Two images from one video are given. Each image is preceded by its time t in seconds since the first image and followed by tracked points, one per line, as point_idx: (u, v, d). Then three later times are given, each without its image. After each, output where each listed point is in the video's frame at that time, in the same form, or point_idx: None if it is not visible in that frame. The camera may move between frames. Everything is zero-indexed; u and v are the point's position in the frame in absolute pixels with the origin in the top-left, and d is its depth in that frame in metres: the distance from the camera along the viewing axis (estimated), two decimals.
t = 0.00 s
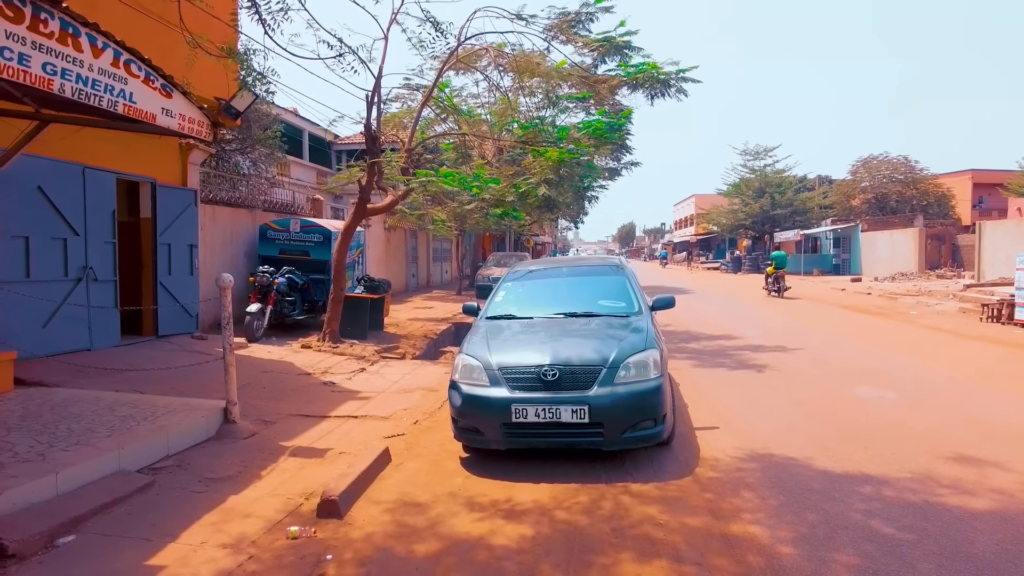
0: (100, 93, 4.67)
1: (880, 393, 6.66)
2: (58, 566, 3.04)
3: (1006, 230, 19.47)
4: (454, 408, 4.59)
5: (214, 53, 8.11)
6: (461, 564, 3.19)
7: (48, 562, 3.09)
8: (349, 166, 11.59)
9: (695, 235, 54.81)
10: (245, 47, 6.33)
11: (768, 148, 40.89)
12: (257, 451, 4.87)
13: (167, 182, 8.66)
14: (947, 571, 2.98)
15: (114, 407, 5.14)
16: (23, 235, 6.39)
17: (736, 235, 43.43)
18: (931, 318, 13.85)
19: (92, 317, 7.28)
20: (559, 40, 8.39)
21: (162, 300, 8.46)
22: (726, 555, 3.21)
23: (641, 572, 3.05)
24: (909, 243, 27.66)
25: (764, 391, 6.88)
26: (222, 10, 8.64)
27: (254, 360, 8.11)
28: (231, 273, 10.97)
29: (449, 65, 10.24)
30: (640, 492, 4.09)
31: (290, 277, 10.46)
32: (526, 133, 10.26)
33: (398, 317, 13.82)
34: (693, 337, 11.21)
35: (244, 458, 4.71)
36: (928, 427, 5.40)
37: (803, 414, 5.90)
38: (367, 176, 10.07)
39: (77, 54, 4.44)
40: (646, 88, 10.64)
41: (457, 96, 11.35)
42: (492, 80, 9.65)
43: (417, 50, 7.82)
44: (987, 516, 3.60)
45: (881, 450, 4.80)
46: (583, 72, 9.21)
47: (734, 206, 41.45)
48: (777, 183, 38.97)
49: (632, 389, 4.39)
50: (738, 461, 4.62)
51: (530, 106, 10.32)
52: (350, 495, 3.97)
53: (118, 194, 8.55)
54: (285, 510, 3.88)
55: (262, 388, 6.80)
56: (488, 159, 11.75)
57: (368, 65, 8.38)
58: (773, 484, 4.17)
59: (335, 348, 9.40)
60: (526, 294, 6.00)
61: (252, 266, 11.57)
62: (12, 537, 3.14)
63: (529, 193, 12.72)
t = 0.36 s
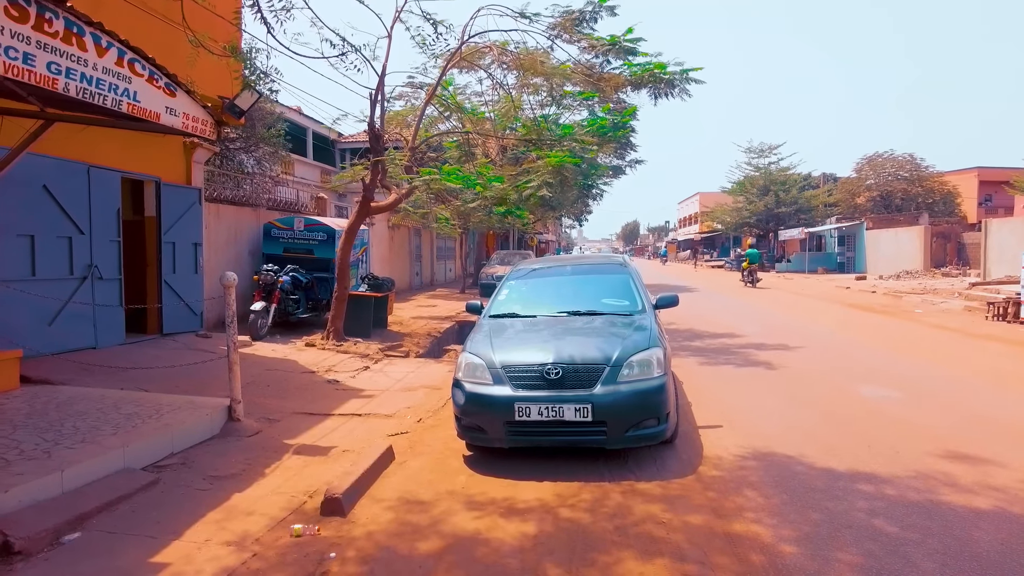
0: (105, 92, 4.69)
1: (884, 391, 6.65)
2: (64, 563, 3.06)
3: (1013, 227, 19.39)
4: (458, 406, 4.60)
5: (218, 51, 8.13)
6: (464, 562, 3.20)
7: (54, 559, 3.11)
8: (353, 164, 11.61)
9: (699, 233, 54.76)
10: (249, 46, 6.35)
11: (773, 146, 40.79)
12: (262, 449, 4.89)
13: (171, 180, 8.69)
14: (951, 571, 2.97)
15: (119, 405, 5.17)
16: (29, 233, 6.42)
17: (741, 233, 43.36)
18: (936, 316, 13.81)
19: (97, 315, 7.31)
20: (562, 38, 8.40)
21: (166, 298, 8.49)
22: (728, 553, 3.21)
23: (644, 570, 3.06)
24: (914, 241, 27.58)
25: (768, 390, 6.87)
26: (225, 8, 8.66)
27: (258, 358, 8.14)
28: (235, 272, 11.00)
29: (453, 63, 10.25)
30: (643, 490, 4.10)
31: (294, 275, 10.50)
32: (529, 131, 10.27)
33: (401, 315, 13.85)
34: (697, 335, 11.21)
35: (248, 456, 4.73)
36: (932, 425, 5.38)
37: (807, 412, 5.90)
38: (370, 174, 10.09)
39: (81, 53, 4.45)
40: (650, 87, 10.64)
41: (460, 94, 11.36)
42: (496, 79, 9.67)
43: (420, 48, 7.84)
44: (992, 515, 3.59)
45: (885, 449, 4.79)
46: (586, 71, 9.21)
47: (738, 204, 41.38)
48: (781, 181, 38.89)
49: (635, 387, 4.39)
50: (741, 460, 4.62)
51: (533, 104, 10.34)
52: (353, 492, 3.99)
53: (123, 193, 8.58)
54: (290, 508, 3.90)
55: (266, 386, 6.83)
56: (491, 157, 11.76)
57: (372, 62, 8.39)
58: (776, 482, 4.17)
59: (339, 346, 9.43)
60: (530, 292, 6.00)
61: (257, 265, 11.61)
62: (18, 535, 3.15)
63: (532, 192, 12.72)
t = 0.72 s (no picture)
0: (109, 91, 4.70)
1: (889, 390, 6.63)
2: (70, 561, 3.08)
3: (1019, 225, 19.26)
4: (461, 404, 4.60)
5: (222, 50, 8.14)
6: (468, 560, 3.20)
7: (60, 557, 3.12)
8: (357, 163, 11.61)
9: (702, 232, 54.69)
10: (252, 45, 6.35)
11: (777, 144, 40.64)
12: (266, 447, 4.90)
13: (176, 179, 8.71)
14: (956, 570, 2.96)
15: (124, 403, 5.18)
16: (34, 233, 6.45)
17: (745, 232, 43.26)
18: (941, 314, 13.75)
19: (102, 314, 7.34)
20: (565, 38, 8.37)
21: (171, 296, 8.52)
22: (732, 552, 3.20)
23: (647, 569, 3.06)
24: (919, 239, 27.46)
25: (771, 388, 6.86)
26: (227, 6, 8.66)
27: (262, 356, 8.16)
28: (239, 270, 11.02)
29: (456, 61, 10.24)
30: (646, 489, 4.09)
31: (298, 274, 10.53)
32: (533, 130, 10.26)
33: (405, 314, 13.86)
34: (701, 334, 11.19)
35: (252, 454, 4.74)
36: (937, 424, 5.36)
37: (811, 411, 5.89)
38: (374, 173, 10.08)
39: (86, 52, 4.47)
40: (654, 85, 10.61)
41: (464, 92, 11.33)
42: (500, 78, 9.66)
43: (424, 47, 7.82)
44: (997, 514, 3.57)
45: (889, 448, 4.78)
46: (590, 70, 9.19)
47: (743, 203, 41.27)
48: (785, 179, 38.78)
49: (639, 386, 4.39)
50: (744, 458, 4.61)
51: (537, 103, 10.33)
52: (357, 491, 3.99)
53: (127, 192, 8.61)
54: (294, 506, 3.91)
55: (270, 384, 6.84)
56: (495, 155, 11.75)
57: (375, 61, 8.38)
58: (780, 481, 4.17)
59: (343, 345, 9.45)
60: (533, 290, 6.00)
61: (261, 263, 11.63)
62: (24, 532, 3.17)
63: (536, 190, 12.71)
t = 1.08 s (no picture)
0: (113, 90, 4.71)
1: (892, 389, 6.61)
2: (74, 558, 3.09)
3: None
4: (464, 403, 4.61)
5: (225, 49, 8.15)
6: (470, 558, 3.21)
7: (64, 554, 3.13)
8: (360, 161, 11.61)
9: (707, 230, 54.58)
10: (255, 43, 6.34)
11: (781, 142, 40.51)
12: (269, 445, 4.92)
13: (179, 178, 8.73)
14: (960, 570, 2.95)
15: (128, 401, 5.20)
16: (38, 231, 6.47)
17: (749, 230, 43.14)
18: (946, 314, 13.69)
19: (106, 312, 7.36)
20: (568, 36, 8.34)
21: (174, 295, 8.54)
22: (734, 551, 3.20)
23: (649, 568, 3.05)
24: (924, 238, 27.36)
25: (774, 387, 6.84)
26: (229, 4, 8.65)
27: (266, 355, 8.18)
28: (242, 269, 11.05)
29: (460, 60, 10.22)
30: (648, 487, 4.09)
31: (301, 272, 10.55)
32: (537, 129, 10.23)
33: (408, 313, 13.86)
34: (704, 332, 11.16)
35: (255, 452, 4.75)
36: (941, 424, 5.34)
37: (814, 410, 5.87)
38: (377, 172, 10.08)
39: (90, 51, 4.48)
40: (658, 83, 10.55)
41: (467, 90, 11.30)
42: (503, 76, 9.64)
43: (426, 46, 7.81)
44: (1001, 514, 3.56)
45: (893, 447, 4.76)
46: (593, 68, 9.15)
47: (747, 201, 41.17)
48: (790, 178, 38.70)
49: (642, 385, 4.39)
50: (746, 457, 4.61)
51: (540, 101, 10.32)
52: (360, 489, 4.00)
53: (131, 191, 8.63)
54: (297, 503, 3.92)
55: (273, 383, 6.86)
56: (498, 154, 11.72)
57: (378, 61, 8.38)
58: (782, 480, 4.16)
59: (346, 343, 9.46)
60: (536, 289, 5.99)
61: (264, 262, 11.65)
62: (29, 529, 3.18)
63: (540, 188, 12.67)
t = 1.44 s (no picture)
0: (117, 89, 4.72)
1: (896, 388, 6.60)
2: (79, 556, 3.10)
3: None
4: (467, 401, 4.61)
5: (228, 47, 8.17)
6: (473, 557, 3.21)
7: (68, 551, 3.14)
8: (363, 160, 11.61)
9: (710, 228, 54.52)
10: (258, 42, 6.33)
11: (785, 141, 40.42)
12: (273, 444, 4.92)
13: (183, 177, 8.74)
14: (965, 569, 2.94)
15: (132, 399, 5.21)
16: (43, 230, 6.49)
17: (752, 229, 43.06)
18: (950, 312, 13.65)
19: (110, 311, 7.38)
20: (571, 34, 8.34)
21: (178, 294, 8.57)
22: (738, 550, 3.19)
23: (653, 567, 3.05)
24: (928, 236, 27.28)
25: (778, 386, 6.82)
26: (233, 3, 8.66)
27: (269, 353, 8.19)
28: (246, 267, 11.07)
29: (463, 59, 10.24)
30: (652, 486, 4.09)
31: (305, 271, 10.62)
32: (540, 127, 10.22)
33: (411, 312, 13.88)
34: (707, 331, 11.14)
35: (259, 450, 4.76)
36: (945, 423, 5.33)
37: (817, 409, 5.86)
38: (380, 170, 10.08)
39: (94, 50, 4.48)
40: (661, 80, 10.52)
41: (470, 89, 11.29)
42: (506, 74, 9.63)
43: (429, 44, 7.80)
44: (1006, 514, 3.55)
45: (897, 446, 4.75)
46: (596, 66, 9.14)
47: (750, 200, 41.10)
48: (793, 177, 38.60)
49: (645, 383, 4.39)
50: (750, 456, 4.60)
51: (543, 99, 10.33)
52: (363, 487, 4.00)
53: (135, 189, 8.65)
54: (300, 501, 3.93)
55: (276, 381, 6.87)
56: (501, 153, 11.71)
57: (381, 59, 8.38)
58: (786, 479, 4.15)
59: (349, 342, 9.47)
60: (539, 288, 5.99)
61: (268, 261, 11.66)
62: (34, 526, 3.19)
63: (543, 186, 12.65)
